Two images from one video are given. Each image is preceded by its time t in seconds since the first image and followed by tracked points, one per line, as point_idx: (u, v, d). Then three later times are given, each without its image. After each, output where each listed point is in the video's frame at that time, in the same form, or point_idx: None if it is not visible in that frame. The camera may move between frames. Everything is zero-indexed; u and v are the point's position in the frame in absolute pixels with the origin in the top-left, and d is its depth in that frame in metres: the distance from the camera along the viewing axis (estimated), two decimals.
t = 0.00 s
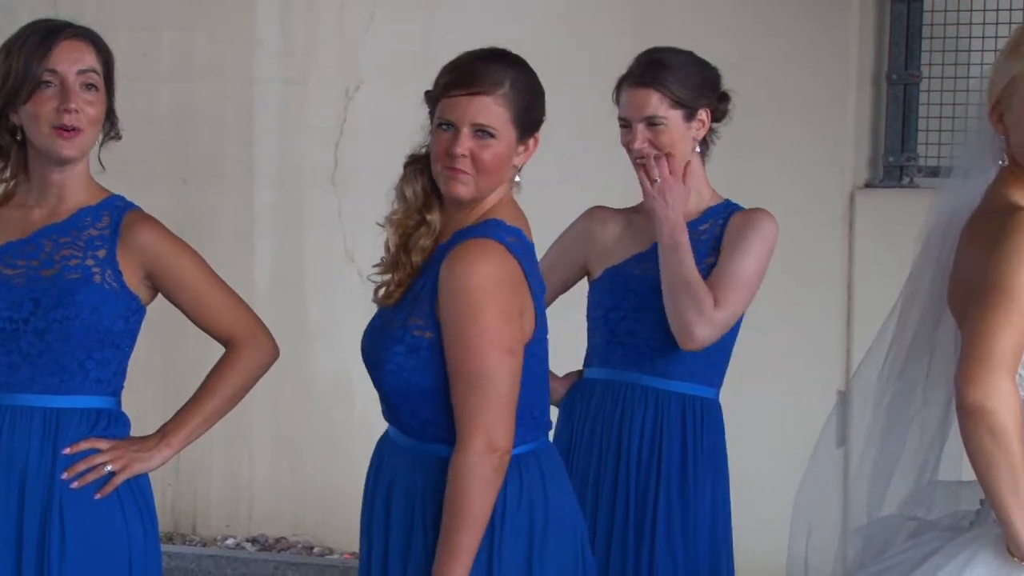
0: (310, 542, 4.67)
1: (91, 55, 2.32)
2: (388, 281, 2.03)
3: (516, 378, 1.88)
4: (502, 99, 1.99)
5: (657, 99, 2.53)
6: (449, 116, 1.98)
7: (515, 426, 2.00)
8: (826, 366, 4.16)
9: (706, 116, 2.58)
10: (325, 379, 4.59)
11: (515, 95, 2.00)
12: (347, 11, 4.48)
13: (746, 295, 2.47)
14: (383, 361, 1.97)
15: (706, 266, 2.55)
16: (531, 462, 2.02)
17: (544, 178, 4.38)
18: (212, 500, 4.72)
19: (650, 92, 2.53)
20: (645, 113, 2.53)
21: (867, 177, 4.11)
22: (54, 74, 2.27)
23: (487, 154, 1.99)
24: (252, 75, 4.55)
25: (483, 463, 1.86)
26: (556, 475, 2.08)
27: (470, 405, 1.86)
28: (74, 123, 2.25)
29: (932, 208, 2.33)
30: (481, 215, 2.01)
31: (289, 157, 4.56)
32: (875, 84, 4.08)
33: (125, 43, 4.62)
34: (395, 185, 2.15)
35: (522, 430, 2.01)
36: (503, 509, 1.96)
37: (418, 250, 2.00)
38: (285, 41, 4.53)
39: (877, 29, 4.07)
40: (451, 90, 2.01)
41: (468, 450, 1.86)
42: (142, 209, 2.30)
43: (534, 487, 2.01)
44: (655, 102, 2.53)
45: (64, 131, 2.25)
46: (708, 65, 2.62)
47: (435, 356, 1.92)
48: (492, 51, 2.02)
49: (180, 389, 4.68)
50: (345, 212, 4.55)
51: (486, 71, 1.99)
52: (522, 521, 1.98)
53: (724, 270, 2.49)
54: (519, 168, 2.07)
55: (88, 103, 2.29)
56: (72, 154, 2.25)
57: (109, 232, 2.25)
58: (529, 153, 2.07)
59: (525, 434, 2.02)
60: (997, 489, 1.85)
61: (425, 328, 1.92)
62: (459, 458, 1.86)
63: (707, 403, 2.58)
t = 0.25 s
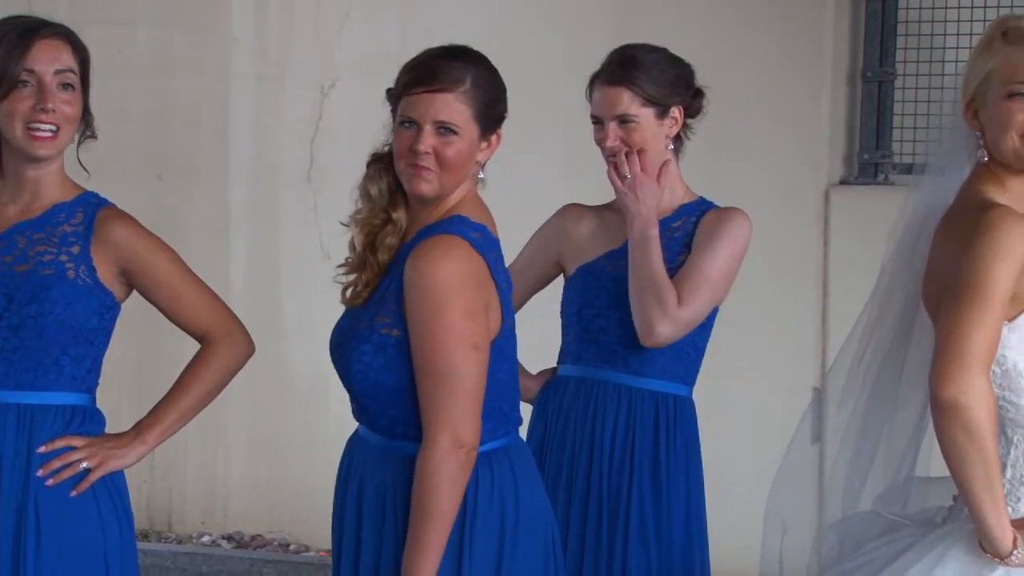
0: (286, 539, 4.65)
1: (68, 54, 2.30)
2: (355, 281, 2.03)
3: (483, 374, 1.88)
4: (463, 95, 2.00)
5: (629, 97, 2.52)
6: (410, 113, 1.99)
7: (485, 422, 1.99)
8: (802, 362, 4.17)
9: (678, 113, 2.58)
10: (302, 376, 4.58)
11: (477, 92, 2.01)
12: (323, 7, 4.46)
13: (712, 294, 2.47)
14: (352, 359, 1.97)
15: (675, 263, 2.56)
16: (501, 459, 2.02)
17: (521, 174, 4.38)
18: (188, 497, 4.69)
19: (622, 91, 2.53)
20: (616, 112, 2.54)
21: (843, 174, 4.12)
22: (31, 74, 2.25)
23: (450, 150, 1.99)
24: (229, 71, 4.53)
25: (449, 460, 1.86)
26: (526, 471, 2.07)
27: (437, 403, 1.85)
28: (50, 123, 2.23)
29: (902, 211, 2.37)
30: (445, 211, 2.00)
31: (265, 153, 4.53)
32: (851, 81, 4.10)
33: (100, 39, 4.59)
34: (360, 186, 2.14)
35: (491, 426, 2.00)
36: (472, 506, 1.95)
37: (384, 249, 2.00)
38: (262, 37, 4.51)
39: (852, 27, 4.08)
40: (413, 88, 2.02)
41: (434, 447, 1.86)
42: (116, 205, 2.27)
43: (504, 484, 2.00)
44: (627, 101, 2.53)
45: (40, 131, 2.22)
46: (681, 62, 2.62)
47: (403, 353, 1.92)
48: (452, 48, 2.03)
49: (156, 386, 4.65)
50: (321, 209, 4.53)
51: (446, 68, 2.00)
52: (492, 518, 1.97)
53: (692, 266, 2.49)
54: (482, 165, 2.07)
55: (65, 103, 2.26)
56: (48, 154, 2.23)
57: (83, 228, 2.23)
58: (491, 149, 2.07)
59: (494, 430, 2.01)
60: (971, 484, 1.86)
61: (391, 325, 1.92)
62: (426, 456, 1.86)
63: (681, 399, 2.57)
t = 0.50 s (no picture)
0: (269, 536, 4.63)
1: (49, 50, 2.28)
2: (334, 279, 2.03)
3: (465, 369, 1.87)
4: (441, 90, 1.99)
5: (609, 96, 2.53)
6: (388, 109, 1.98)
7: (468, 418, 1.99)
8: (785, 359, 4.18)
9: (658, 110, 2.58)
10: (284, 373, 4.56)
11: (454, 87, 2.01)
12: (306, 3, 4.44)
13: (692, 292, 2.48)
14: (334, 357, 1.96)
15: (653, 261, 2.56)
16: (483, 455, 2.01)
17: (504, 170, 4.37)
18: (170, 494, 4.68)
19: (601, 89, 2.53)
20: (596, 110, 2.54)
21: (825, 171, 4.14)
22: (12, 70, 2.23)
23: (428, 145, 1.99)
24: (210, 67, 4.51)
25: (431, 456, 1.85)
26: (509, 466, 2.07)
27: (418, 398, 1.85)
28: (31, 119, 2.21)
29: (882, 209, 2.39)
30: (425, 207, 2.00)
31: (248, 150, 4.51)
32: (833, 79, 4.11)
33: (82, 35, 4.57)
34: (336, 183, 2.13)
35: (473, 421, 2.00)
36: (456, 502, 1.95)
37: (363, 245, 2.00)
38: (244, 33, 4.49)
39: (835, 24, 4.09)
40: (390, 83, 2.01)
41: (416, 443, 1.85)
42: (99, 202, 2.26)
43: (487, 480, 2.00)
44: (607, 99, 2.53)
45: (21, 127, 2.21)
46: (660, 59, 2.62)
47: (384, 350, 1.91)
48: (429, 44, 2.03)
49: (138, 383, 4.63)
50: (303, 205, 4.51)
51: (424, 63, 2.00)
52: (475, 514, 1.97)
53: (672, 263, 2.49)
54: (460, 160, 2.07)
55: (46, 98, 2.25)
56: (29, 149, 2.22)
57: (65, 225, 2.21)
58: (469, 144, 2.07)
59: (477, 426, 2.01)
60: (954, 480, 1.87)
61: (374, 322, 1.91)
62: (409, 452, 1.86)
63: (664, 396, 2.58)
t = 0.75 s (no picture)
0: (252, 534, 4.62)
1: (28, 45, 2.26)
2: (313, 278, 2.02)
3: (450, 366, 1.87)
4: (424, 86, 1.99)
5: (590, 94, 2.53)
6: (371, 106, 1.97)
7: (453, 414, 1.99)
8: (767, 355, 4.20)
9: (638, 108, 2.58)
10: (267, 370, 4.55)
11: (437, 82, 2.00)
12: None
13: (674, 289, 2.48)
14: (317, 356, 1.95)
15: (632, 255, 2.56)
16: (468, 452, 2.01)
17: (485, 167, 4.36)
18: (153, 491, 4.66)
19: (582, 87, 2.53)
20: (577, 109, 2.54)
21: (808, 169, 4.16)
22: None
23: (412, 141, 1.98)
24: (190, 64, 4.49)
25: (417, 453, 1.85)
26: (494, 462, 2.07)
27: (404, 396, 1.84)
28: (10, 114, 2.19)
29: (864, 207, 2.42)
30: (408, 205, 2.00)
31: (231, 147, 4.49)
32: (816, 76, 4.14)
33: (63, 31, 4.53)
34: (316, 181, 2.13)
35: (458, 417, 2.00)
36: (442, 500, 1.95)
37: (345, 244, 1.99)
38: (227, 30, 4.47)
39: (818, 22, 4.12)
40: (372, 80, 2.00)
41: (401, 441, 1.85)
42: (81, 199, 2.25)
43: (472, 478, 2.00)
44: (588, 97, 2.53)
45: None
46: (639, 56, 2.62)
47: (369, 348, 1.91)
48: (410, 40, 2.02)
49: (120, 380, 4.60)
50: (286, 203, 4.50)
51: (406, 60, 1.99)
52: (460, 512, 1.97)
53: (653, 258, 2.49)
54: (442, 156, 2.07)
55: (25, 94, 2.23)
56: (8, 143, 2.20)
57: (47, 223, 2.19)
58: (451, 140, 2.07)
59: (461, 422, 2.01)
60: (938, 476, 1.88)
61: (358, 320, 1.90)
62: (394, 450, 1.85)
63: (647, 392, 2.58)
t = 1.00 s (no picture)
0: (228, 532, 4.60)
1: None
2: (288, 277, 2.01)
3: (430, 364, 1.87)
4: (401, 84, 1.98)
5: (565, 88, 2.52)
6: (347, 104, 1.96)
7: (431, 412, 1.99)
8: (744, 352, 4.21)
9: (613, 105, 2.58)
10: (243, 368, 4.52)
11: (413, 80, 2.00)
12: None
13: (652, 288, 2.48)
14: (294, 353, 1.93)
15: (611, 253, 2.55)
16: (444, 450, 2.01)
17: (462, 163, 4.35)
18: (129, 490, 4.64)
19: (557, 82, 2.53)
20: (553, 103, 2.53)
21: (784, 165, 4.16)
22: None
23: (388, 139, 1.97)
24: (166, 60, 4.46)
25: (397, 451, 1.84)
26: (471, 462, 2.06)
27: (384, 393, 1.83)
28: None
29: (838, 204, 2.43)
30: (386, 203, 1.99)
31: (206, 144, 4.47)
32: (792, 72, 4.13)
33: (38, 28, 4.51)
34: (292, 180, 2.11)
35: (435, 416, 2.00)
36: (420, 498, 1.94)
37: (323, 243, 1.98)
38: (203, 26, 4.44)
39: (794, 18, 4.11)
40: (347, 79, 1.99)
41: (381, 438, 1.84)
42: (55, 197, 2.23)
43: (448, 478, 1.99)
44: (563, 91, 2.52)
45: None
46: (614, 54, 2.62)
47: (348, 345, 1.89)
48: (385, 39, 2.01)
49: (94, 378, 4.57)
50: (262, 200, 4.47)
51: (382, 58, 1.98)
52: (436, 511, 1.96)
53: (632, 255, 2.49)
54: (418, 155, 2.06)
55: None
56: None
57: (19, 220, 2.17)
58: (427, 139, 2.06)
59: (438, 420, 2.00)
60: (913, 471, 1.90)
61: (337, 317, 1.89)
62: (373, 448, 1.85)
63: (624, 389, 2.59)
